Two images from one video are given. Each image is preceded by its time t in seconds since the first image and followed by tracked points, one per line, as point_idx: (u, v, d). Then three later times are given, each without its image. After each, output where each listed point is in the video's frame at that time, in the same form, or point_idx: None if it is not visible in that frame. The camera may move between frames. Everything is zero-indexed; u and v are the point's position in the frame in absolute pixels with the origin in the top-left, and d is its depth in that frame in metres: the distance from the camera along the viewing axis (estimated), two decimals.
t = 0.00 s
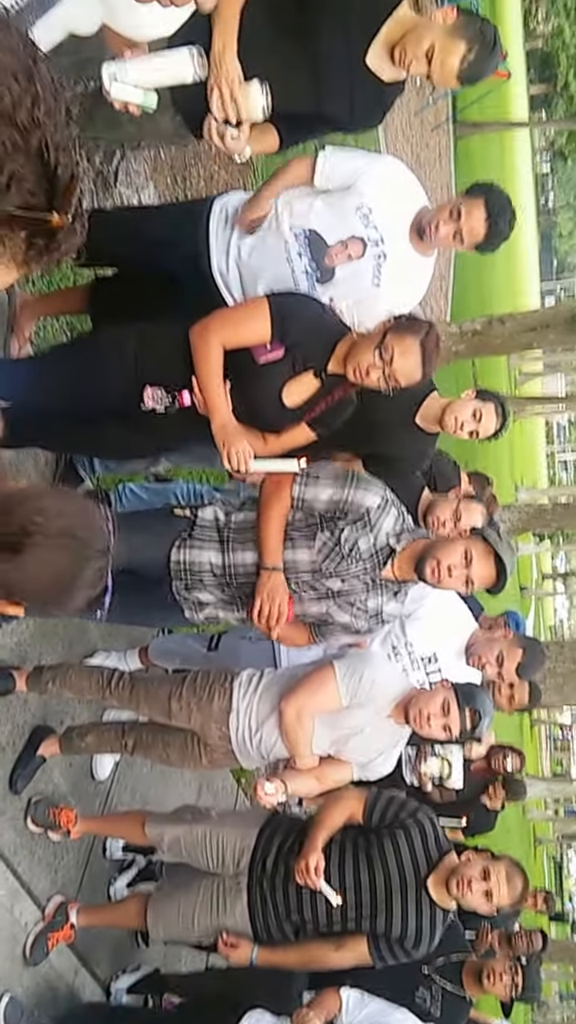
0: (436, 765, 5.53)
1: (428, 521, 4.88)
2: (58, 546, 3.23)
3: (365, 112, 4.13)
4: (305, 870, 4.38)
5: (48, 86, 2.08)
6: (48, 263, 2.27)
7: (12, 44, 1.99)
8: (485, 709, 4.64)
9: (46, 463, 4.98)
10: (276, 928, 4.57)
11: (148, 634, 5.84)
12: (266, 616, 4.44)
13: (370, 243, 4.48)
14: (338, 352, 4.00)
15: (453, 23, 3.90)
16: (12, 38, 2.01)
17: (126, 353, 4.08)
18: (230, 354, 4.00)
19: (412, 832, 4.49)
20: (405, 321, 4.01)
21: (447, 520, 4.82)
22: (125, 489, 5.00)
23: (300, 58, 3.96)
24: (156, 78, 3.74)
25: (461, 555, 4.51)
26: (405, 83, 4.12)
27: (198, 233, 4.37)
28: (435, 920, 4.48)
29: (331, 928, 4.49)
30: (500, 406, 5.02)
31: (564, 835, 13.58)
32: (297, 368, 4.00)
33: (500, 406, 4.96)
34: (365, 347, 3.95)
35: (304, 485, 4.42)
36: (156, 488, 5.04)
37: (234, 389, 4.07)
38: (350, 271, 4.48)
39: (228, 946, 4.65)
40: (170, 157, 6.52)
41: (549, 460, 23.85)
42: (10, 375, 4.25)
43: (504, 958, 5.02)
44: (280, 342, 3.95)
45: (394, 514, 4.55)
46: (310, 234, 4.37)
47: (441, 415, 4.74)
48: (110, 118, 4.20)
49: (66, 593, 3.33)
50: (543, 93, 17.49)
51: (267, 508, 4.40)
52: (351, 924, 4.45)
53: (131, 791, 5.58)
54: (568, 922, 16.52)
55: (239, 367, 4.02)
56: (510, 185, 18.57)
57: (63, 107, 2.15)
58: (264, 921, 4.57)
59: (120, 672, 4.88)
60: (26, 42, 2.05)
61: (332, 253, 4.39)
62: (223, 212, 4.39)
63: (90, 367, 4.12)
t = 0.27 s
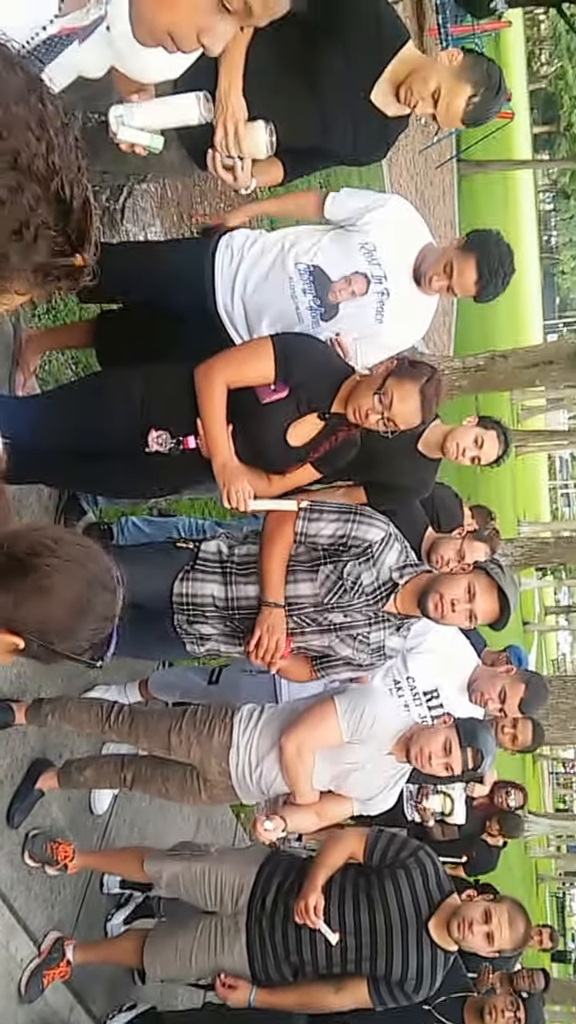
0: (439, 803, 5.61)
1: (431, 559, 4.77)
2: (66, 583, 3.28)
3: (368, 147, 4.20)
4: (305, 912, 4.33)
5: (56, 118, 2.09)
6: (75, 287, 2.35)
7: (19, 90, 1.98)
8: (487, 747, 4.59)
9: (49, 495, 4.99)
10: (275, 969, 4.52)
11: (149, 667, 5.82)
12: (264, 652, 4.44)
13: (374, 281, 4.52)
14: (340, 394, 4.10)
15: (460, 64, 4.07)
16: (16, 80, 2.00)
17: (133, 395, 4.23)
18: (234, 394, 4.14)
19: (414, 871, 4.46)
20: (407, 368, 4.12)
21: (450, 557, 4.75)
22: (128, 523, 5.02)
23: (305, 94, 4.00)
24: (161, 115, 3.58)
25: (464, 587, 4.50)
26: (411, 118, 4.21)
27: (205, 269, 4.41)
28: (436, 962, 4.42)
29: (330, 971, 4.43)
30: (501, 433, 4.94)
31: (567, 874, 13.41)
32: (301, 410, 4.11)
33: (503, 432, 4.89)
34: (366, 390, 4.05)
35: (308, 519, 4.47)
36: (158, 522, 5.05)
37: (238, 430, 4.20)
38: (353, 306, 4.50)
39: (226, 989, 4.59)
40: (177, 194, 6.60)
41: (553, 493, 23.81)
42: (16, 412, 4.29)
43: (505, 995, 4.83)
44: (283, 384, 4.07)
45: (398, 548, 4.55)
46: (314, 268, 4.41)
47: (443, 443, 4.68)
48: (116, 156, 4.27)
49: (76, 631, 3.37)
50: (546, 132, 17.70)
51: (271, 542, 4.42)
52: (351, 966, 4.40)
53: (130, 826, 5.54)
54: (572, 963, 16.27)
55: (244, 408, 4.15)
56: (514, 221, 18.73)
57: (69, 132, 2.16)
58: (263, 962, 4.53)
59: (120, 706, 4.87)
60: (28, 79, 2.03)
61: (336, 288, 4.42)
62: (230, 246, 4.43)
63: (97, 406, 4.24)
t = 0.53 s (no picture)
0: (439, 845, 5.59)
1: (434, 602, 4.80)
2: (75, 615, 3.17)
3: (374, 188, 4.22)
4: (303, 955, 4.32)
5: (59, 180, 2.05)
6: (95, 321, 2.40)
7: (24, 172, 1.93)
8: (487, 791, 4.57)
9: (52, 532, 5.00)
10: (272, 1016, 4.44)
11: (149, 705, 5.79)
12: (265, 693, 4.41)
13: (376, 321, 4.56)
14: (342, 439, 4.15)
15: (468, 105, 4.13)
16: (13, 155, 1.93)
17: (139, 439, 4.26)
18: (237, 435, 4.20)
19: (414, 916, 4.41)
20: (409, 416, 4.18)
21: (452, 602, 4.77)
22: (130, 561, 5.03)
23: (312, 133, 4.03)
24: (166, 163, 3.72)
25: (466, 628, 4.49)
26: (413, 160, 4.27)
27: (211, 312, 4.43)
28: (436, 1009, 4.36)
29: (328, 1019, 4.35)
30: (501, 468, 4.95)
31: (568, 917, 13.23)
32: (304, 452, 4.17)
33: (503, 464, 4.95)
34: (368, 438, 4.09)
35: (312, 559, 4.50)
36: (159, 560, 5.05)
37: (240, 470, 4.26)
38: (356, 347, 4.53)
39: None
40: (183, 234, 6.68)
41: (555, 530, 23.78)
42: (20, 452, 4.33)
43: None
44: (287, 426, 4.11)
45: (400, 588, 4.56)
46: (318, 308, 4.44)
47: (445, 475, 4.67)
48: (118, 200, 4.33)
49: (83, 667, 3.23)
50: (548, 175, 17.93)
51: (274, 579, 4.42)
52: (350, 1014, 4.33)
53: (127, 866, 5.48)
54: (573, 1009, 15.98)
55: (248, 448, 4.20)
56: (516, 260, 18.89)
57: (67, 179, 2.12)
58: (260, 1008, 4.45)
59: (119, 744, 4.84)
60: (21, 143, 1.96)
61: (339, 329, 4.46)
62: (236, 286, 4.47)
63: (103, 446, 4.27)
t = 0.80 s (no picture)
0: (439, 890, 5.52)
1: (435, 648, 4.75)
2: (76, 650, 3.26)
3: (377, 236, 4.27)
4: (301, 1004, 4.27)
5: (75, 309, 1.92)
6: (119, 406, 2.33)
7: (40, 323, 1.82)
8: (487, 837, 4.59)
9: (53, 572, 5.01)
10: None
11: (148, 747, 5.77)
12: (265, 736, 4.40)
13: (379, 370, 4.58)
14: (345, 483, 4.24)
15: (472, 150, 4.18)
16: (24, 299, 1.81)
17: (141, 480, 4.29)
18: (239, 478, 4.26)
19: (412, 965, 4.35)
20: (411, 470, 4.20)
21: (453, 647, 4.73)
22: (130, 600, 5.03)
23: (320, 184, 4.10)
24: (175, 214, 3.83)
25: (468, 677, 4.50)
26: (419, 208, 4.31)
27: (215, 356, 4.46)
28: None
29: None
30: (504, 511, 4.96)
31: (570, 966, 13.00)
32: (307, 494, 4.25)
33: (505, 507, 4.96)
34: (369, 486, 4.17)
35: (314, 602, 4.47)
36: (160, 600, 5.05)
37: (241, 513, 4.31)
38: (358, 393, 4.54)
39: None
40: (189, 278, 6.75)
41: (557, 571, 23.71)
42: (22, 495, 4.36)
43: None
44: (290, 469, 4.20)
45: (402, 632, 4.53)
46: (322, 354, 4.48)
47: (446, 518, 4.68)
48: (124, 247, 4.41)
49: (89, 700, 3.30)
50: (549, 221, 18.14)
51: (275, 622, 4.41)
52: None
53: (122, 911, 5.43)
54: None
55: (250, 491, 4.27)
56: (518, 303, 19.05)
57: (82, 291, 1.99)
58: None
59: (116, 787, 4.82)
60: (30, 280, 1.83)
61: (342, 373, 4.48)
62: (241, 330, 4.49)
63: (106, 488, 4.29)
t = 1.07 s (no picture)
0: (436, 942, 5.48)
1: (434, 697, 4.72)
2: (72, 687, 3.16)
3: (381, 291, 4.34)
4: None
5: (84, 445, 1.69)
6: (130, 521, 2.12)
7: (41, 476, 1.60)
8: (487, 884, 4.63)
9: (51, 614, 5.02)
10: None
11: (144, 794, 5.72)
12: (259, 785, 4.33)
13: (381, 417, 4.60)
14: (345, 530, 4.24)
15: (476, 207, 4.22)
16: (26, 449, 1.58)
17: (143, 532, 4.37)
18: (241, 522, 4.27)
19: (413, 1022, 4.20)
20: (412, 519, 4.23)
21: (452, 698, 4.69)
22: (126, 643, 5.00)
23: (326, 245, 4.21)
24: (180, 262, 4.21)
25: (468, 727, 4.48)
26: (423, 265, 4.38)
27: (218, 405, 4.46)
28: None
29: None
30: (503, 558, 4.95)
31: None
32: (307, 540, 4.27)
33: (505, 555, 4.95)
34: (369, 535, 4.18)
35: (313, 649, 4.41)
36: (156, 644, 5.04)
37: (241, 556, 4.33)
38: (360, 440, 4.59)
39: None
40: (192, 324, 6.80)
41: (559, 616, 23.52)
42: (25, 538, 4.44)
43: None
44: (290, 515, 4.20)
45: (401, 681, 4.48)
46: (323, 402, 4.50)
47: (447, 565, 4.59)
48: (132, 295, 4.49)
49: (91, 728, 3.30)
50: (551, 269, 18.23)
51: (273, 668, 4.35)
52: None
53: (113, 962, 5.38)
54: None
55: (251, 535, 4.28)
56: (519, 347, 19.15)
57: (94, 424, 1.75)
58: None
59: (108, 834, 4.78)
60: (31, 423, 1.60)
61: (343, 421, 4.53)
62: (243, 377, 4.50)
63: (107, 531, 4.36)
